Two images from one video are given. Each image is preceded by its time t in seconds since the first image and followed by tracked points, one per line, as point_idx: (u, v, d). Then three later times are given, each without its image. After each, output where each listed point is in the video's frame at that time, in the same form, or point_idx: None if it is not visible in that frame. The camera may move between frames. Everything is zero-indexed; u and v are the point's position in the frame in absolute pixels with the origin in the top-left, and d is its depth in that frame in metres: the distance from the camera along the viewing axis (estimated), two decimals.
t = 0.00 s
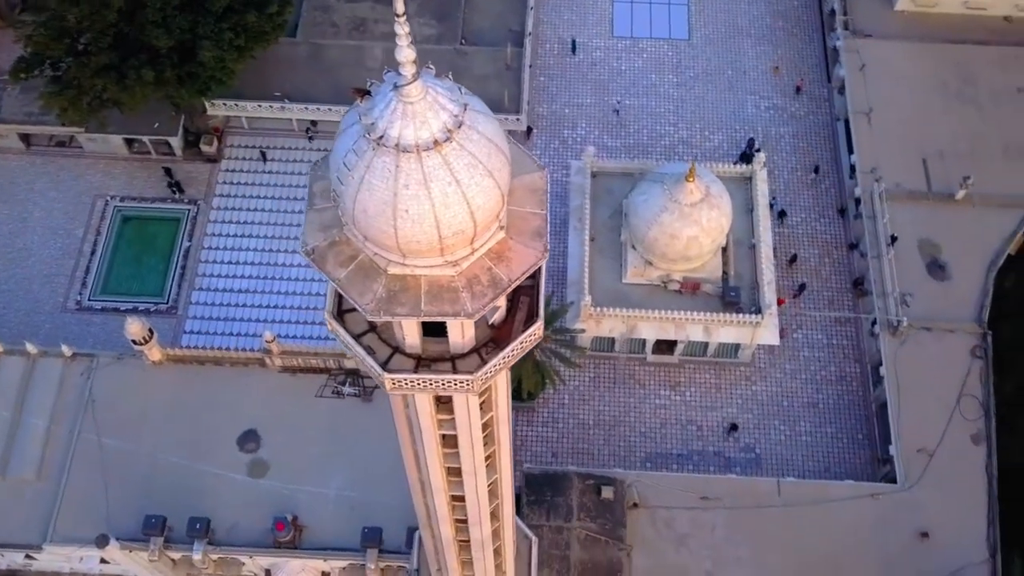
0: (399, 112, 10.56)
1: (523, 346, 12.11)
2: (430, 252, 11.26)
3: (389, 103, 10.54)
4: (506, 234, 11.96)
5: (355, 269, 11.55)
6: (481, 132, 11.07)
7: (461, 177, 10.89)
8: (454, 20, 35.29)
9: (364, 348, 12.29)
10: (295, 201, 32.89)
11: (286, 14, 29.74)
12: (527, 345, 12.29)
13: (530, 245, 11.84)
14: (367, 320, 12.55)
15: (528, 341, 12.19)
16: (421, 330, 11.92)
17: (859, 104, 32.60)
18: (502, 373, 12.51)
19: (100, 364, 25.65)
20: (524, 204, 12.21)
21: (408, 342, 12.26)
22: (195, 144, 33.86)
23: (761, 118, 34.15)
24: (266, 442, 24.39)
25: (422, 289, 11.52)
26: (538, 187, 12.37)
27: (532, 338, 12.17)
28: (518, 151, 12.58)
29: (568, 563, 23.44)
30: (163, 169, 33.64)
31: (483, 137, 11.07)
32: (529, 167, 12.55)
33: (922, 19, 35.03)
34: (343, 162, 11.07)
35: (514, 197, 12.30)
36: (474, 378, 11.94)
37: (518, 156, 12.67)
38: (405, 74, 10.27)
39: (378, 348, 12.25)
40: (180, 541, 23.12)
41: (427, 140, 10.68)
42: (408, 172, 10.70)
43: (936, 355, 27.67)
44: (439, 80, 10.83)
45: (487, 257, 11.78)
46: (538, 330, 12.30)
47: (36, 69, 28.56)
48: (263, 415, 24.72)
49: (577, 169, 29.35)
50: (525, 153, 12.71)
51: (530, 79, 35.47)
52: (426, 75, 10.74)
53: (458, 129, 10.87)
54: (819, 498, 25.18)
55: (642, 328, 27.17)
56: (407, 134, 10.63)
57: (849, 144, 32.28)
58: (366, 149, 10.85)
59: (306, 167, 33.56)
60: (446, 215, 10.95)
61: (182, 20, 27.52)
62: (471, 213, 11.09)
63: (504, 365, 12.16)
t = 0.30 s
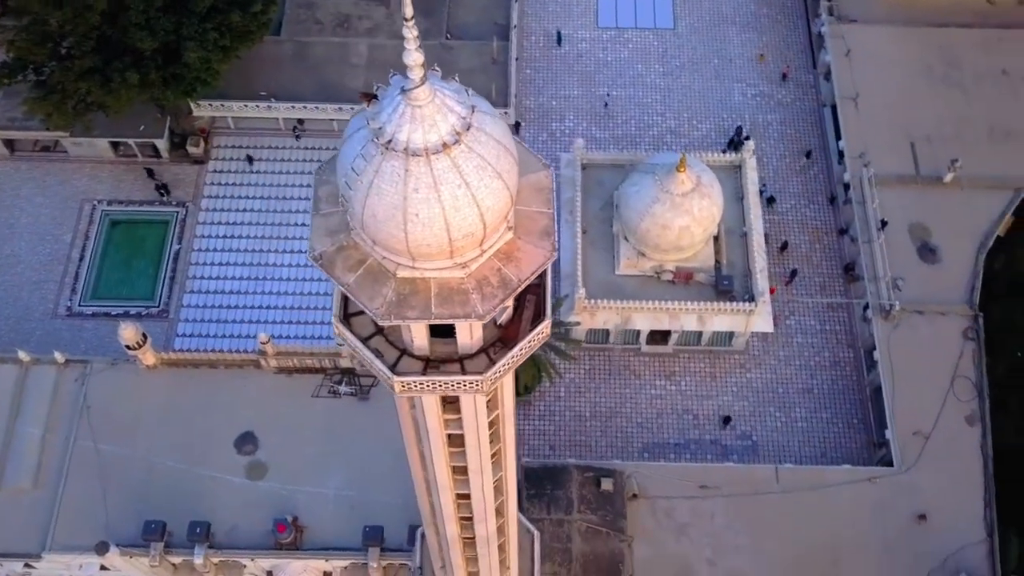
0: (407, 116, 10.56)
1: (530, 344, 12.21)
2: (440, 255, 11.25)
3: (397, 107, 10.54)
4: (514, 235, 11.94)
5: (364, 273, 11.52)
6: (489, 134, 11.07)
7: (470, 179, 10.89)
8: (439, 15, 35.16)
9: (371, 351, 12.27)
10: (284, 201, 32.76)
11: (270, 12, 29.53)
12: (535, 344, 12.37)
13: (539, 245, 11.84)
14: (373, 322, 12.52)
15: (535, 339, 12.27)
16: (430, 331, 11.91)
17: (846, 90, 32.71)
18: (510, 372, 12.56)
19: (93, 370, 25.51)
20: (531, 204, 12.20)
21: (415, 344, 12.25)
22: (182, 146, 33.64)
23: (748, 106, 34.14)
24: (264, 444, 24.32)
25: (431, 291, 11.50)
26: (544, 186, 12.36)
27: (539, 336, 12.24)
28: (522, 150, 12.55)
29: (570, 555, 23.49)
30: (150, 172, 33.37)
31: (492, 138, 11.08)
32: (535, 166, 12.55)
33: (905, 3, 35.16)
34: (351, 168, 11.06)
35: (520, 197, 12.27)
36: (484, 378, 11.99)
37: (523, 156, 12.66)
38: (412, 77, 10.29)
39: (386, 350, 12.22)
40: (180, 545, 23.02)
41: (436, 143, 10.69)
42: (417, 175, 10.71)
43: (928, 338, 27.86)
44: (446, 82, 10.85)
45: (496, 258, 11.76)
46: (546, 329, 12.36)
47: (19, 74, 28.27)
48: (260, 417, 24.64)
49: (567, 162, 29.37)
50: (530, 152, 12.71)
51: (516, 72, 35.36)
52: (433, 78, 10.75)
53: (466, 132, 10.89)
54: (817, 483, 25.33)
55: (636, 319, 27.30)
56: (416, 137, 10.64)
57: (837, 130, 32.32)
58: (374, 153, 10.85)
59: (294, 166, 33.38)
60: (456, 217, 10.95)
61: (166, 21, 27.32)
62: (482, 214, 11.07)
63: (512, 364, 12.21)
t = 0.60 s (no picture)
0: (416, 119, 10.63)
1: (538, 343, 12.27)
2: (451, 257, 11.32)
3: (406, 110, 10.61)
4: (523, 234, 12.04)
5: (373, 277, 11.55)
6: (498, 134, 11.13)
7: (480, 180, 10.96)
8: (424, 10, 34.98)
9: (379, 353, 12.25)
10: (274, 200, 32.61)
11: (254, 10, 29.33)
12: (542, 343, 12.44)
13: (548, 243, 11.91)
14: (379, 324, 12.50)
15: (543, 338, 12.34)
16: (438, 333, 11.93)
17: (833, 75, 32.77)
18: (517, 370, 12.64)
19: (87, 376, 25.36)
20: (538, 202, 12.28)
21: (423, 345, 12.27)
22: (169, 148, 33.39)
23: (735, 94, 34.16)
24: (262, 446, 24.24)
25: (442, 293, 11.56)
26: (551, 184, 12.42)
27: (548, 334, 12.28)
28: (527, 147, 12.54)
29: (572, 547, 23.52)
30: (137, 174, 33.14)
31: (500, 138, 11.14)
32: (541, 163, 12.55)
33: None
34: (361, 172, 11.12)
35: (526, 195, 12.31)
36: (494, 378, 12.06)
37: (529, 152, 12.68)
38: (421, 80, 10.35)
39: (394, 352, 12.21)
40: (182, 549, 22.96)
41: (446, 145, 10.76)
42: (427, 178, 10.78)
43: (921, 321, 28.02)
44: (454, 84, 10.90)
45: (505, 258, 11.83)
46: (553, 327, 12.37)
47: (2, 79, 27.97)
48: (258, 419, 24.56)
49: (557, 154, 29.32)
50: (535, 150, 12.68)
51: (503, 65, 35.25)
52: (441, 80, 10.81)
53: (475, 133, 10.96)
54: (815, 468, 25.47)
55: (631, 310, 27.42)
56: (425, 140, 10.71)
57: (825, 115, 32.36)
58: (383, 157, 10.92)
59: (283, 165, 33.20)
60: (466, 219, 11.03)
61: (150, 22, 27.13)
62: (492, 215, 11.15)
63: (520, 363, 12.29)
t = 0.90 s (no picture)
0: (425, 122, 10.79)
1: (547, 340, 12.43)
2: (461, 258, 11.44)
3: (415, 112, 10.76)
4: (532, 233, 12.17)
5: (383, 280, 11.66)
6: (506, 135, 11.33)
7: (490, 181, 11.14)
8: (408, 5, 34.82)
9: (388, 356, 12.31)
10: (263, 200, 32.47)
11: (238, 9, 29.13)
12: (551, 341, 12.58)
13: (556, 241, 12.05)
14: (387, 326, 12.54)
15: (552, 336, 12.49)
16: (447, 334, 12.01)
17: (820, 61, 32.84)
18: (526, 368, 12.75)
19: (82, 382, 25.20)
20: (545, 201, 12.42)
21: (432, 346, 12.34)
22: (155, 150, 33.12)
23: (722, 81, 34.18)
24: (260, 447, 24.18)
25: (452, 295, 11.67)
26: (557, 182, 12.58)
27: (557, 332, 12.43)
28: (534, 147, 12.70)
29: (574, 539, 23.65)
30: (124, 178, 32.89)
31: (508, 139, 11.34)
32: (547, 163, 12.72)
33: None
34: (371, 176, 11.28)
35: (533, 194, 12.44)
36: (504, 377, 12.13)
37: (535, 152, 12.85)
38: (430, 83, 10.52)
39: (403, 354, 12.28)
40: (183, 553, 22.88)
41: (456, 147, 10.93)
42: (438, 180, 10.96)
43: (914, 305, 28.19)
44: (462, 86, 11.07)
45: (515, 257, 11.96)
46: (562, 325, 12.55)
47: None
48: (255, 420, 24.49)
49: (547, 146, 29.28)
50: (541, 149, 12.85)
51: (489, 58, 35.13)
52: (449, 82, 10.98)
53: (484, 134, 11.13)
54: (812, 454, 25.60)
55: (625, 301, 27.39)
56: (435, 143, 10.88)
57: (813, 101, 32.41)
58: (394, 161, 11.09)
59: (272, 164, 33.05)
60: (477, 221, 11.19)
61: (135, 24, 26.93)
62: (502, 216, 11.32)
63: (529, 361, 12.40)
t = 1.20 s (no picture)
0: (435, 124, 10.80)
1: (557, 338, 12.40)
2: (472, 259, 11.43)
3: (424, 115, 10.78)
4: (541, 232, 12.16)
5: (393, 283, 11.69)
6: (516, 136, 11.32)
7: (500, 182, 11.12)
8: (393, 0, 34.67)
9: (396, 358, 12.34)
10: (253, 200, 32.32)
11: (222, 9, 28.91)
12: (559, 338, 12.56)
13: (564, 239, 12.05)
14: (394, 329, 12.55)
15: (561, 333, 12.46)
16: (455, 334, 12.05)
17: (806, 47, 32.90)
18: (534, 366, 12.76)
19: (76, 389, 25.06)
20: (553, 199, 12.39)
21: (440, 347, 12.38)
22: (142, 153, 32.86)
23: (708, 70, 34.19)
24: (259, 449, 24.12)
25: (463, 296, 11.67)
26: (563, 179, 12.54)
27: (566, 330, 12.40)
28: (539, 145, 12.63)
29: (575, 531, 23.75)
30: (111, 181, 32.64)
31: (518, 140, 11.33)
32: (553, 161, 12.65)
33: None
34: (381, 180, 11.26)
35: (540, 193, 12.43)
36: (513, 376, 12.17)
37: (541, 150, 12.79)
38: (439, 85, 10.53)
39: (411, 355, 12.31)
40: (184, 557, 22.80)
41: (466, 149, 10.94)
42: (449, 182, 10.95)
43: (908, 288, 28.32)
44: (470, 88, 11.09)
45: (525, 256, 11.94)
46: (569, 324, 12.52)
47: None
48: (253, 422, 24.42)
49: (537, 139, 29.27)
50: (546, 147, 12.78)
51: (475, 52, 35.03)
52: (458, 84, 10.99)
53: (493, 135, 11.13)
54: (810, 439, 25.74)
55: (619, 292, 27.56)
56: (445, 145, 10.89)
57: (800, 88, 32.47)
58: (404, 164, 11.08)
59: (261, 164, 32.88)
60: (488, 222, 11.18)
61: (119, 27, 26.70)
62: (512, 216, 11.30)
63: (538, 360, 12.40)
